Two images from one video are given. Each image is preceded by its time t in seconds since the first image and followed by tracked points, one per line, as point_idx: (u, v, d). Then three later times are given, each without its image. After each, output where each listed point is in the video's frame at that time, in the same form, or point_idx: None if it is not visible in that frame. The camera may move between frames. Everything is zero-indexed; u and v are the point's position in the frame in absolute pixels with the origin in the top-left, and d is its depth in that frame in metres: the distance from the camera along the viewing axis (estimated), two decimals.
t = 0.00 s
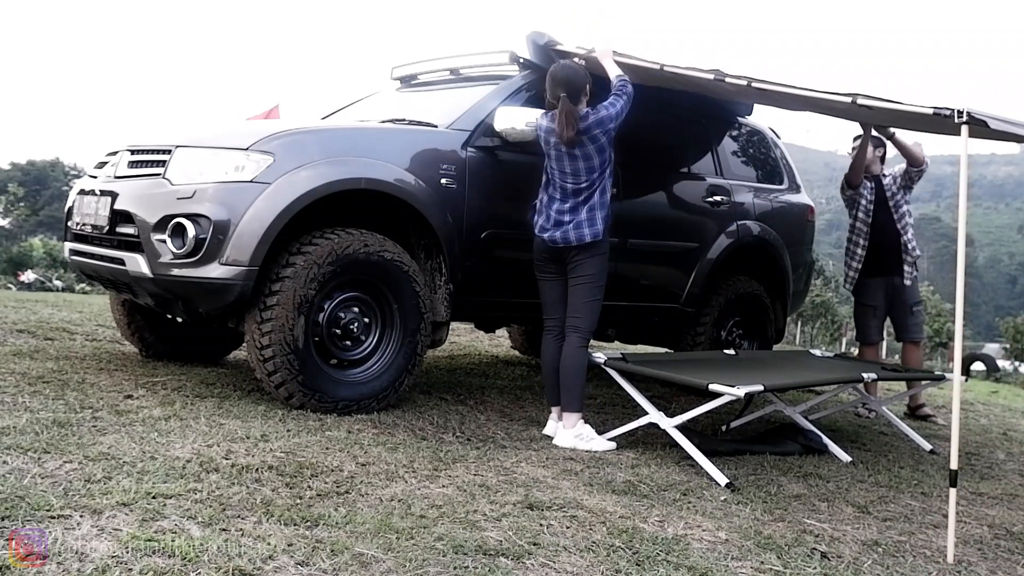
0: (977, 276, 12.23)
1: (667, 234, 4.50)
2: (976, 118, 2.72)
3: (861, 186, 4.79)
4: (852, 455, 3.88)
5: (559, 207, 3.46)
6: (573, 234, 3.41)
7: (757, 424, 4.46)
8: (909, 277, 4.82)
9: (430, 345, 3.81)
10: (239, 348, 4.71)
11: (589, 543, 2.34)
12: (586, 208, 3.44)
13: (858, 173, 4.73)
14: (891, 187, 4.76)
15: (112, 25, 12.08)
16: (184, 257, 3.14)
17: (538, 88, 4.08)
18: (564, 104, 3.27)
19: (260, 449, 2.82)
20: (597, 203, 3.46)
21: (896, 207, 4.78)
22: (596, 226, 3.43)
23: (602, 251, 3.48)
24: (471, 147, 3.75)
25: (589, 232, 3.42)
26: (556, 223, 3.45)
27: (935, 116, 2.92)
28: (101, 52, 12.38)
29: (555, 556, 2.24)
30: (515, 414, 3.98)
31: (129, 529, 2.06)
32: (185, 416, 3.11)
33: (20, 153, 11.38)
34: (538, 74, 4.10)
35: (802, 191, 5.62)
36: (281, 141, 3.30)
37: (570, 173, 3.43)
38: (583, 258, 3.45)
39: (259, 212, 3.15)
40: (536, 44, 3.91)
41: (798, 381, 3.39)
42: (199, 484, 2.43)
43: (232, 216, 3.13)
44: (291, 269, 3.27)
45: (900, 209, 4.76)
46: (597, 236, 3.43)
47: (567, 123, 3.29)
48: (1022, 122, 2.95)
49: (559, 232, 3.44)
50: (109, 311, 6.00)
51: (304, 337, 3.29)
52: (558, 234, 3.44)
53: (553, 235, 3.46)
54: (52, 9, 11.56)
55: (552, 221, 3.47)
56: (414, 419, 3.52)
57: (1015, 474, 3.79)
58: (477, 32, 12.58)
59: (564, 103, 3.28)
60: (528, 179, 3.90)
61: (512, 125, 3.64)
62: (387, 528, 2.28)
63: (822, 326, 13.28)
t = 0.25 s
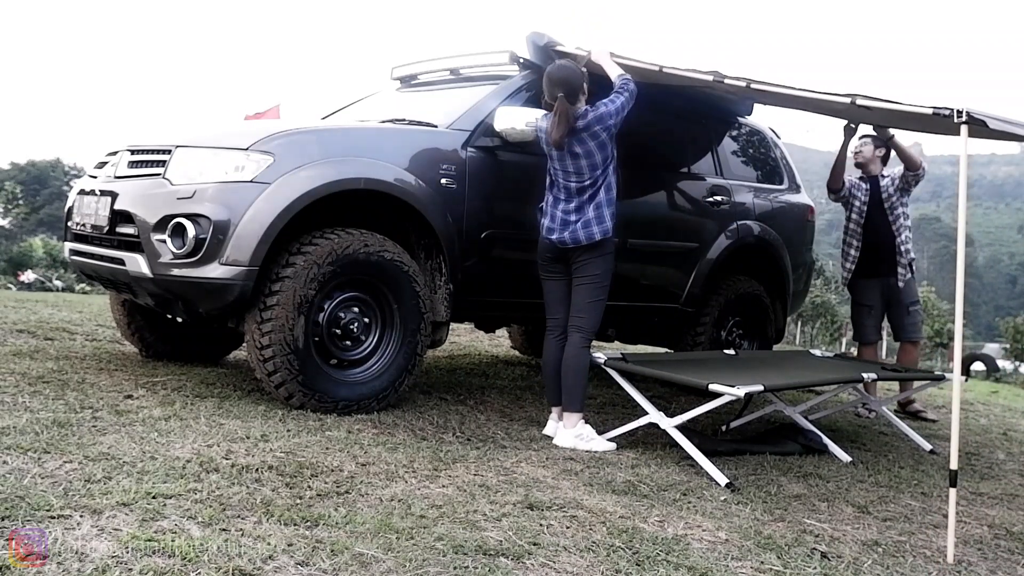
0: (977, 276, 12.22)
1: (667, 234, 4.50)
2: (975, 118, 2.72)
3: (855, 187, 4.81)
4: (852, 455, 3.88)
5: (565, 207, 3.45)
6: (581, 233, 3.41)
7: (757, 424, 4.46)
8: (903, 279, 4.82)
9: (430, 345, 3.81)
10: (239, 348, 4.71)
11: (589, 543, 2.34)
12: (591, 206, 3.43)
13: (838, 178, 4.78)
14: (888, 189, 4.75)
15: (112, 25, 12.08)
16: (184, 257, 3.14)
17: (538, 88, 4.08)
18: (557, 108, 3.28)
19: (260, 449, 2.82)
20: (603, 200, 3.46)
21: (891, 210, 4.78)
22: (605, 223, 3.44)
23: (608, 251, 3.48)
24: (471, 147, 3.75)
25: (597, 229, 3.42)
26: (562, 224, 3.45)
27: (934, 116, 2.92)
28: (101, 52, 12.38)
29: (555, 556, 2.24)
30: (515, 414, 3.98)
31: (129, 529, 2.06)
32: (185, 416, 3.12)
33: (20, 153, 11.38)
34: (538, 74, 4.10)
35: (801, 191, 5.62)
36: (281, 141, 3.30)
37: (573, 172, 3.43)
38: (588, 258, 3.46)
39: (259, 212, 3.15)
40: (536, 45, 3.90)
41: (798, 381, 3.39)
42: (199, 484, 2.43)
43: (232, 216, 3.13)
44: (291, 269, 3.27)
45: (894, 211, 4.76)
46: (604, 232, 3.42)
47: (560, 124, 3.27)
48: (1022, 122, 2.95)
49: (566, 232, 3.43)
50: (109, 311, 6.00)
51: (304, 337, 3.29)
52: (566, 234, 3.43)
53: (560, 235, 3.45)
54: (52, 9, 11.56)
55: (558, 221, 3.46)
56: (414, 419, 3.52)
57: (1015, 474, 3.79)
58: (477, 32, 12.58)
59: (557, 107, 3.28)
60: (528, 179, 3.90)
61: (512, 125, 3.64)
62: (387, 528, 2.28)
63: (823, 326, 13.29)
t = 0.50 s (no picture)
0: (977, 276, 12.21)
1: (667, 234, 4.50)
2: (976, 119, 2.73)
3: (858, 187, 4.87)
4: (852, 455, 3.88)
5: (569, 205, 3.45)
6: (586, 229, 3.40)
7: (757, 424, 4.46)
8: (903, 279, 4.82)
9: (430, 345, 3.81)
10: (239, 348, 4.71)
11: (589, 543, 2.34)
12: (595, 202, 3.43)
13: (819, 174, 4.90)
14: (891, 189, 4.76)
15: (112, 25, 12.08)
16: (184, 257, 3.14)
17: (537, 88, 4.09)
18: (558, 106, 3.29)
19: (260, 449, 2.82)
20: (606, 196, 3.46)
21: (893, 209, 4.79)
22: (608, 218, 3.43)
23: (610, 249, 3.48)
24: (471, 147, 3.75)
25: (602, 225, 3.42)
26: (568, 221, 3.44)
27: (934, 117, 2.92)
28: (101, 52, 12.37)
29: (555, 556, 2.24)
30: (515, 414, 3.98)
31: (129, 529, 2.06)
32: (185, 416, 3.12)
33: (21, 153, 11.38)
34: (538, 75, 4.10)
35: (801, 192, 5.62)
36: (281, 141, 3.30)
37: (576, 170, 3.43)
38: (590, 257, 3.46)
39: (259, 212, 3.15)
40: (536, 45, 3.91)
41: (798, 381, 3.39)
42: (199, 485, 2.43)
43: (232, 216, 3.13)
44: (291, 269, 3.27)
45: (896, 212, 4.77)
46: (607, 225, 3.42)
47: (561, 123, 3.28)
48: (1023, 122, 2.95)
49: (572, 229, 3.43)
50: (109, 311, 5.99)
51: (304, 337, 3.29)
52: (571, 231, 3.43)
53: (565, 233, 3.45)
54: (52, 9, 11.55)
55: (563, 219, 3.45)
56: (414, 420, 3.52)
57: (1015, 474, 3.79)
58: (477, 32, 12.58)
59: (558, 105, 3.28)
60: (528, 179, 3.90)
61: (512, 125, 3.64)
62: (387, 528, 2.28)
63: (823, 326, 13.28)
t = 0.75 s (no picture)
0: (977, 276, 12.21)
1: (667, 234, 4.50)
2: (979, 120, 2.72)
3: (862, 184, 4.85)
4: (851, 455, 3.88)
5: (569, 205, 3.45)
6: (586, 230, 3.40)
7: (757, 424, 4.46)
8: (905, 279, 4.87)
9: (430, 345, 3.81)
10: (239, 348, 4.71)
11: (589, 543, 2.34)
12: (595, 203, 3.43)
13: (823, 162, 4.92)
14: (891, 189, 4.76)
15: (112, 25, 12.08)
16: (184, 257, 3.14)
17: (538, 88, 4.08)
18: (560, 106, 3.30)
19: (260, 449, 2.82)
20: (607, 196, 3.46)
21: (895, 209, 4.77)
22: (607, 217, 3.43)
23: (611, 250, 3.48)
24: (471, 147, 3.75)
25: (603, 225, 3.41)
26: (568, 222, 3.44)
27: (936, 117, 2.92)
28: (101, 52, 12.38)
29: (555, 556, 2.24)
30: (515, 414, 3.98)
31: (129, 529, 2.06)
32: (185, 416, 3.12)
33: (21, 153, 11.39)
34: (538, 74, 4.10)
35: (801, 192, 5.62)
36: (281, 141, 3.30)
37: (577, 170, 3.43)
38: (591, 257, 3.46)
39: (259, 212, 3.15)
40: (536, 44, 3.91)
41: (798, 381, 3.39)
42: (199, 485, 2.43)
43: (232, 216, 3.13)
44: (291, 269, 3.26)
45: (898, 211, 4.75)
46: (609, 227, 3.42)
47: (563, 124, 3.28)
48: None
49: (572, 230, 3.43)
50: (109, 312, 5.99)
51: (304, 337, 3.29)
52: (572, 232, 3.43)
53: (565, 233, 3.45)
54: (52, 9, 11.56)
55: (563, 220, 3.46)
56: (414, 420, 3.52)
57: (1015, 474, 3.79)
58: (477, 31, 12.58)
59: (562, 104, 3.29)
60: (528, 179, 3.89)
61: (512, 125, 3.64)
62: (387, 528, 2.28)
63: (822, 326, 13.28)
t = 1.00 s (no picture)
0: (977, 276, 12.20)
1: (667, 233, 4.50)
2: (979, 120, 2.73)
3: (863, 184, 4.89)
4: (851, 455, 3.88)
5: (571, 206, 3.45)
6: (589, 231, 3.41)
7: (757, 424, 4.46)
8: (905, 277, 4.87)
9: (430, 345, 3.81)
10: (239, 348, 4.71)
11: (589, 543, 2.34)
12: (598, 203, 3.43)
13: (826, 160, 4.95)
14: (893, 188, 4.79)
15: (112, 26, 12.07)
16: (184, 257, 3.14)
17: (538, 88, 4.09)
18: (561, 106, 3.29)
19: (260, 449, 2.82)
20: (610, 197, 3.46)
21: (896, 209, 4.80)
22: (611, 218, 3.44)
23: (612, 250, 3.48)
24: (471, 147, 3.75)
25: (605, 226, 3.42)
26: (570, 224, 3.45)
27: (936, 117, 2.92)
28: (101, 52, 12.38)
29: (555, 556, 2.24)
30: (515, 414, 3.98)
31: (129, 529, 2.06)
32: (185, 416, 3.12)
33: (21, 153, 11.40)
34: (538, 74, 4.10)
35: (802, 192, 5.62)
36: (281, 141, 3.30)
37: (578, 171, 3.43)
38: (592, 258, 3.46)
39: (259, 212, 3.15)
40: (536, 44, 3.91)
41: (798, 381, 3.39)
42: (199, 485, 2.43)
43: (232, 216, 3.13)
44: (291, 269, 3.26)
45: (899, 210, 4.77)
46: (610, 228, 3.43)
47: (564, 126, 3.28)
48: None
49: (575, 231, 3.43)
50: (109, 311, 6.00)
51: (304, 338, 3.29)
52: (574, 233, 3.43)
53: (567, 235, 3.45)
54: (52, 9, 11.55)
55: (565, 222, 3.46)
56: (414, 420, 3.52)
57: (1015, 474, 3.79)
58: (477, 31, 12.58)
59: (563, 104, 3.28)
60: (528, 179, 3.89)
61: (512, 125, 3.64)
62: (387, 527, 2.28)
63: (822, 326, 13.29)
